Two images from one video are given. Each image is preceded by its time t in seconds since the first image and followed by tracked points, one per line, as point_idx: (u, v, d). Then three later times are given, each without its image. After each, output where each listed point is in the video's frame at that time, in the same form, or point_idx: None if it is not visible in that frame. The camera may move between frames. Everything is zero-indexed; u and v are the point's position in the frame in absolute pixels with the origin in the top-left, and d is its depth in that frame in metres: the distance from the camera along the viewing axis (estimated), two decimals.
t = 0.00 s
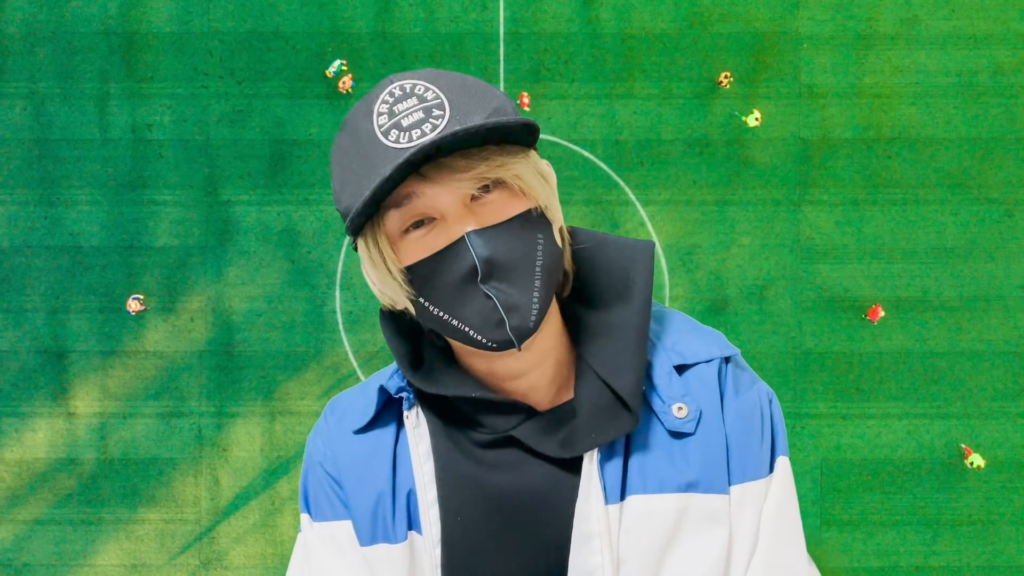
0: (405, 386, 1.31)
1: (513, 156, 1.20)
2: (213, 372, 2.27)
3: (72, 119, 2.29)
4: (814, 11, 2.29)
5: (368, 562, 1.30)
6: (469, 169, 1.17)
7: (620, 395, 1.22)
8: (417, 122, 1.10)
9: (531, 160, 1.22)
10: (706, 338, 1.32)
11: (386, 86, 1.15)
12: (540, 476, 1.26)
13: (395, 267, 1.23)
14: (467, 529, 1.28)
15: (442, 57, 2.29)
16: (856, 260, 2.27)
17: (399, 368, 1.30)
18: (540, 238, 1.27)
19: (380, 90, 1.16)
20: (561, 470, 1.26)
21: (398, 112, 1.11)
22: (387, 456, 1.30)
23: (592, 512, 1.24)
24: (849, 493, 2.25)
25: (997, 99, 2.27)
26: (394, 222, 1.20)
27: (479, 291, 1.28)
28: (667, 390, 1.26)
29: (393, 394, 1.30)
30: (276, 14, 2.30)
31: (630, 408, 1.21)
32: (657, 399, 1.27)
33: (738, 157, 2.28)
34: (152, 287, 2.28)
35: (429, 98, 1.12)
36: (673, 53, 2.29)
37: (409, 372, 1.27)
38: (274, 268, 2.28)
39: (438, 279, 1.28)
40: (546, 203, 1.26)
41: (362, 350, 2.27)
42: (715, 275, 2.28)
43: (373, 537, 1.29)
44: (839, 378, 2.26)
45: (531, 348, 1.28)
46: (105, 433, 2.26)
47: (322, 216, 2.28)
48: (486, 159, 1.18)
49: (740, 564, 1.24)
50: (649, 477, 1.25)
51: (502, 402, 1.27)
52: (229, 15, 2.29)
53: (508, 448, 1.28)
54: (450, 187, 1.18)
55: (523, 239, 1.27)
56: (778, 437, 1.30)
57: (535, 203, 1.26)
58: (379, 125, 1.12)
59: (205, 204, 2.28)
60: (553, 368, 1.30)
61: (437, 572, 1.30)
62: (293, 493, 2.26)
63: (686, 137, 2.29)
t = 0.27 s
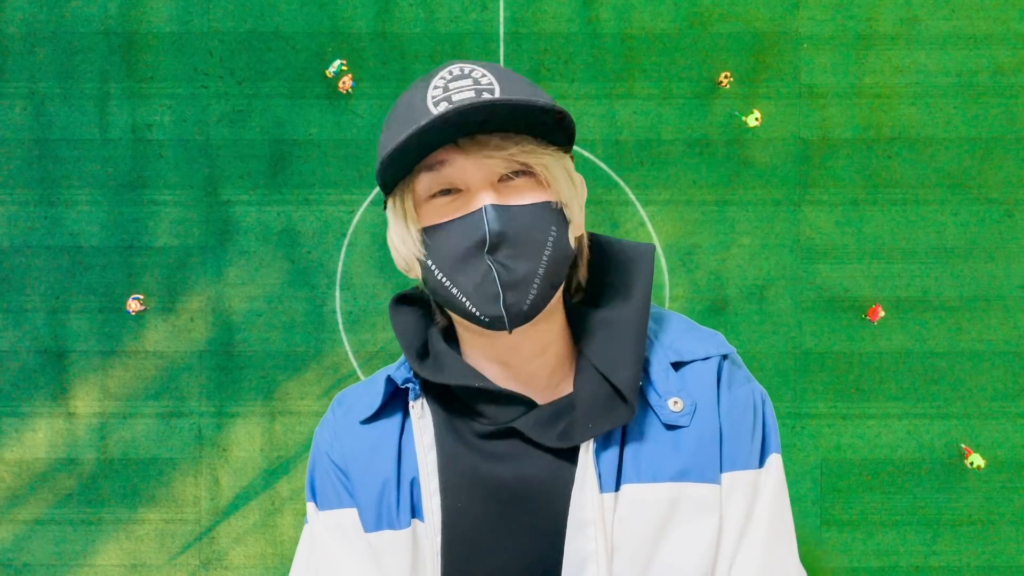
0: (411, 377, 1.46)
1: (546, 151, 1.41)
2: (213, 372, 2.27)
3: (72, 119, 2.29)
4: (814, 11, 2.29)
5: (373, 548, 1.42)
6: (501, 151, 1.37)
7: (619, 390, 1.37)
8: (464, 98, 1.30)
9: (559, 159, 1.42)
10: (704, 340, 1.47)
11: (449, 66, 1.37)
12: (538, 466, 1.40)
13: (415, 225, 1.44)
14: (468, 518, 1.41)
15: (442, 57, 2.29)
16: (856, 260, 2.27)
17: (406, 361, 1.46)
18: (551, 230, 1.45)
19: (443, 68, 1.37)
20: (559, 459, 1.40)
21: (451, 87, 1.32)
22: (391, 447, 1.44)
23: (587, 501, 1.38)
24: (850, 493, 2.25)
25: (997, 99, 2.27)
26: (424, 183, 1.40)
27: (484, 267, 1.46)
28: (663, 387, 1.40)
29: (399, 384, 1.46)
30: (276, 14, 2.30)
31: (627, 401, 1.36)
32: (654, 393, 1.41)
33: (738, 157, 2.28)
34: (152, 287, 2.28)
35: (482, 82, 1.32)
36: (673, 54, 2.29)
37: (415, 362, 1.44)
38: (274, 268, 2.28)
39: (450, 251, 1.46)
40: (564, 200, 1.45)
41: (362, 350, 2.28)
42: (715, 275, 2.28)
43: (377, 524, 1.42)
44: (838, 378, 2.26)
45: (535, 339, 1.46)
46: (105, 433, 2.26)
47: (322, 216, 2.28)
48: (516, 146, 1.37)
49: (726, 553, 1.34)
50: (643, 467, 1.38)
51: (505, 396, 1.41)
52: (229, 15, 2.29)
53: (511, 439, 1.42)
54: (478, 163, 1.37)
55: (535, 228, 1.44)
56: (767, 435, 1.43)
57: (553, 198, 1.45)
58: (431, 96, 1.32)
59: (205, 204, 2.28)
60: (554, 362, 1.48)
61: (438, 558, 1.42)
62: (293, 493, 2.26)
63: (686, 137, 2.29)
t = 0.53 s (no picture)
0: (430, 363, 1.51)
1: (594, 158, 1.50)
2: (213, 372, 2.27)
3: (72, 119, 2.29)
4: (814, 11, 2.29)
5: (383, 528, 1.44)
6: (553, 147, 1.45)
7: (627, 380, 1.42)
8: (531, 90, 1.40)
9: (604, 174, 1.50)
10: (708, 344, 1.53)
11: (525, 68, 1.47)
12: (542, 454, 1.42)
13: (460, 203, 1.50)
14: (473, 503, 1.43)
15: (442, 57, 2.29)
16: (856, 260, 2.27)
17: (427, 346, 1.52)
18: (584, 233, 1.49)
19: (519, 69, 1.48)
20: (566, 446, 1.43)
21: (522, 82, 1.42)
22: (405, 430, 1.48)
23: (585, 485, 1.41)
24: (849, 493, 2.25)
25: (997, 99, 2.28)
26: (475, 164, 1.47)
27: (516, 254, 1.48)
28: (667, 383, 1.46)
29: (419, 368, 1.50)
30: (276, 14, 2.30)
31: (636, 392, 1.41)
32: (658, 388, 1.46)
33: (738, 157, 2.28)
34: (152, 287, 2.28)
35: (551, 83, 1.43)
36: (673, 53, 2.29)
37: (434, 345, 1.51)
38: (274, 268, 2.28)
39: (486, 233, 1.49)
40: (600, 208, 1.50)
41: (362, 350, 2.28)
42: (715, 275, 2.28)
43: (388, 506, 1.44)
44: (838, 378, 2.26)
45: (554, 332, 1.51)
46: (105, 433, 2.26)
47: (322, 216, 2.28)
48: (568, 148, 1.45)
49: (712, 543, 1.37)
50: (641, 455, 1.41)
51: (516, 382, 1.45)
52: (229, 15, 2.29)
53: (520, 428, 1.44)
54: (529, 155, 1.45)
55: (570, 225, 1.48)
56: (760, 438, 1.49)
57: (592, 202, 1.50)
58: (501, 85, 1.42)
59: (205, 204, 2.28)
60: (567, 356, 1.54)
61: (442, 541, 1.45)
62: (293, 493, 2.26)
63: (686, 137, 2.29)
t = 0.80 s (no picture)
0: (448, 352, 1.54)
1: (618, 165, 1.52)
2: (213, 372, 2.27)
3: (72, 119, 2.29)
4: (814, 11, 2.29)
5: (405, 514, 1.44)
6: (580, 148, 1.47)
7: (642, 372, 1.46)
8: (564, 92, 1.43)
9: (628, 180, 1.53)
10: (715, 341, 1.56)
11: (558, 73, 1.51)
12: (558, 442, 1.46)
13: (484, 197, 1.51)
14: (491, 490, 1.45)
15: (442, 57, 2.29)
16: (856, 260, 2.27)
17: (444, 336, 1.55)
18: (603, 234, 1.50)
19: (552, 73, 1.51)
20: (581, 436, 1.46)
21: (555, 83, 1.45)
22: (423, 418, 1.49)
23: (601, 476, 1.45)
24: (849, 493, 2.25)
25: (997, 99, 2.27)
26: (503, 159, 1.49)
27: (536, 249, 1.49)
28: (677, 378, 1.49)
29: (438, 357, 1.53)
30: (276, 14, 2.30)
31: (650, 383, 1.45)
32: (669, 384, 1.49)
33: (738, 157, 2.28)
34: (152, 287, 2.28)
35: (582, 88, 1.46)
36: (673, 53, 2.29)
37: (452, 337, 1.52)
38: (274, 268, 2.28)
39: (508, 227, 1.50)
40: (621, 213, 1.52)
41: (362, 350, 2.28)
42: (715, 274, 2.28)
43: (410, 492, 1.45)
44: (838, 378, 2.26)
45: (569, 328, 1.53)
46: (105, 433, 2.26)
47: (322, 216, 2.28)
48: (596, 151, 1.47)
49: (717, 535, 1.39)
50: (652, 448, 1.44)
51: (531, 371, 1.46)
52: (229, 15, 2.29)
53: (535, 418, 1.47)
54: (557, 154, 1.47)
55: (591, 225, 1.50)
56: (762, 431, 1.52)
57: (614, 206, 1.51)
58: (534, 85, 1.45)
59: (205, 204, 2.28)
60: (580, 353, 1.56)
61: (459, 529, 1.46)
62: (293, 493, 2.26)
63: (686, 137, 2.29)
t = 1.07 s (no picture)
0: (457, 351, 1.54)
1: (632, 166, 1.51)
2: (213, 372, 2.27)
3: (72, 119, 2.29)
4: (814, 11, 2.29)
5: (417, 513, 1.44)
6: (594, 150, 1.46)
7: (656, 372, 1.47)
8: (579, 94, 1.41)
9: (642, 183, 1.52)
10: (725, 344, 1.57)
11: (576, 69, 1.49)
12: (572, 442, 1.46)
13: (496, 196, 1.51)
14: (502, 490, 1.46)
15: (442, 57, 2.29)
16: (856, 259, 2.27)
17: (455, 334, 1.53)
18: (614, 238, 1.51)
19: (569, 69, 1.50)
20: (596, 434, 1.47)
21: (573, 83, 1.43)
22: (433, 417, 1.50)
23: (616, 477, 1.45)
24: (850, 493, 2.25)
25: (997, 99, 2.28)
26: (516, 159, 1.48)
27: (547, 250, 1.49)
28: (690, 380, 1.50)
29: (448, 356, 1.53)
30: (276, 14, 2.30)
31: (665, 384, 1.46)
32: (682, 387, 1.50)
33: (738, 157, 2.28)
34: (152, 287, 2.28)
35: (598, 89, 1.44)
36: (673, 53, 2.29)
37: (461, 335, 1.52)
38: (274, 268, 2.28)
39: (519, 226, 1.50)
40: (633, 216, 1.52)
41: (362, 350, 2.28)
42: (716, 274, 2.28)
43: (420, 492, 1.45)
44: (838, 378, 2.26)
45: (580, 329, 1.54)
46: (105, 433, 2.26)
47: (322, 216, 2.28)
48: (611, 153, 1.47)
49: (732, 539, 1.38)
50: (666, 450, 1.46)
51: (543, 370, 1.46)
52: (229, 15, 2.29)
53: (547, 416, 1.47)
54: (570, 156, 1.47)
55: (602, 227, 1.50)
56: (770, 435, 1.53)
57: (626, 208, 1.51)
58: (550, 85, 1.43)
59: (205, 204, 2.28)
60: (591, 353, 1.56)
61: (470, 528, 1.46)
62: (293, 493, 2.26)
63: (686, 137, 2.29)
